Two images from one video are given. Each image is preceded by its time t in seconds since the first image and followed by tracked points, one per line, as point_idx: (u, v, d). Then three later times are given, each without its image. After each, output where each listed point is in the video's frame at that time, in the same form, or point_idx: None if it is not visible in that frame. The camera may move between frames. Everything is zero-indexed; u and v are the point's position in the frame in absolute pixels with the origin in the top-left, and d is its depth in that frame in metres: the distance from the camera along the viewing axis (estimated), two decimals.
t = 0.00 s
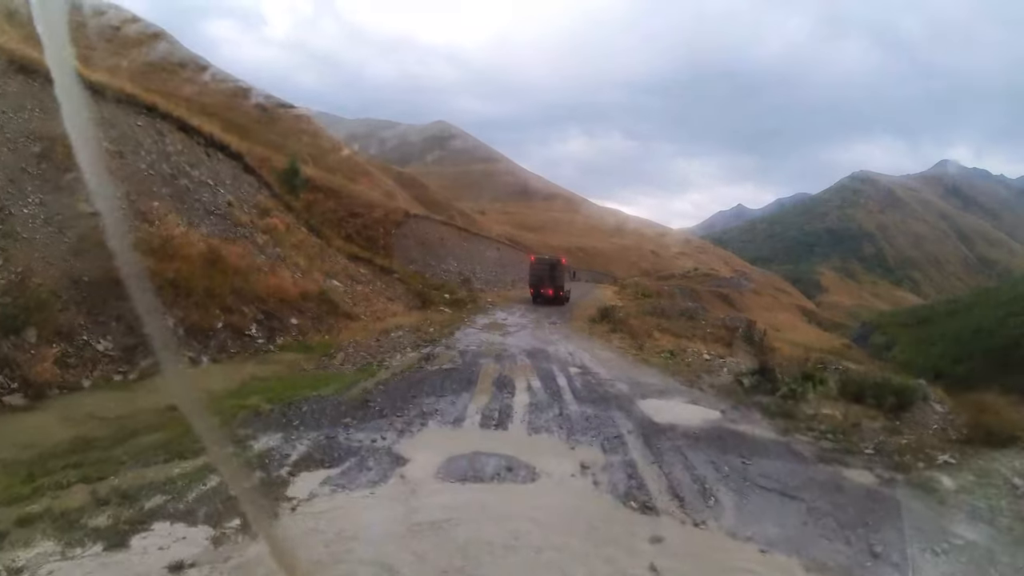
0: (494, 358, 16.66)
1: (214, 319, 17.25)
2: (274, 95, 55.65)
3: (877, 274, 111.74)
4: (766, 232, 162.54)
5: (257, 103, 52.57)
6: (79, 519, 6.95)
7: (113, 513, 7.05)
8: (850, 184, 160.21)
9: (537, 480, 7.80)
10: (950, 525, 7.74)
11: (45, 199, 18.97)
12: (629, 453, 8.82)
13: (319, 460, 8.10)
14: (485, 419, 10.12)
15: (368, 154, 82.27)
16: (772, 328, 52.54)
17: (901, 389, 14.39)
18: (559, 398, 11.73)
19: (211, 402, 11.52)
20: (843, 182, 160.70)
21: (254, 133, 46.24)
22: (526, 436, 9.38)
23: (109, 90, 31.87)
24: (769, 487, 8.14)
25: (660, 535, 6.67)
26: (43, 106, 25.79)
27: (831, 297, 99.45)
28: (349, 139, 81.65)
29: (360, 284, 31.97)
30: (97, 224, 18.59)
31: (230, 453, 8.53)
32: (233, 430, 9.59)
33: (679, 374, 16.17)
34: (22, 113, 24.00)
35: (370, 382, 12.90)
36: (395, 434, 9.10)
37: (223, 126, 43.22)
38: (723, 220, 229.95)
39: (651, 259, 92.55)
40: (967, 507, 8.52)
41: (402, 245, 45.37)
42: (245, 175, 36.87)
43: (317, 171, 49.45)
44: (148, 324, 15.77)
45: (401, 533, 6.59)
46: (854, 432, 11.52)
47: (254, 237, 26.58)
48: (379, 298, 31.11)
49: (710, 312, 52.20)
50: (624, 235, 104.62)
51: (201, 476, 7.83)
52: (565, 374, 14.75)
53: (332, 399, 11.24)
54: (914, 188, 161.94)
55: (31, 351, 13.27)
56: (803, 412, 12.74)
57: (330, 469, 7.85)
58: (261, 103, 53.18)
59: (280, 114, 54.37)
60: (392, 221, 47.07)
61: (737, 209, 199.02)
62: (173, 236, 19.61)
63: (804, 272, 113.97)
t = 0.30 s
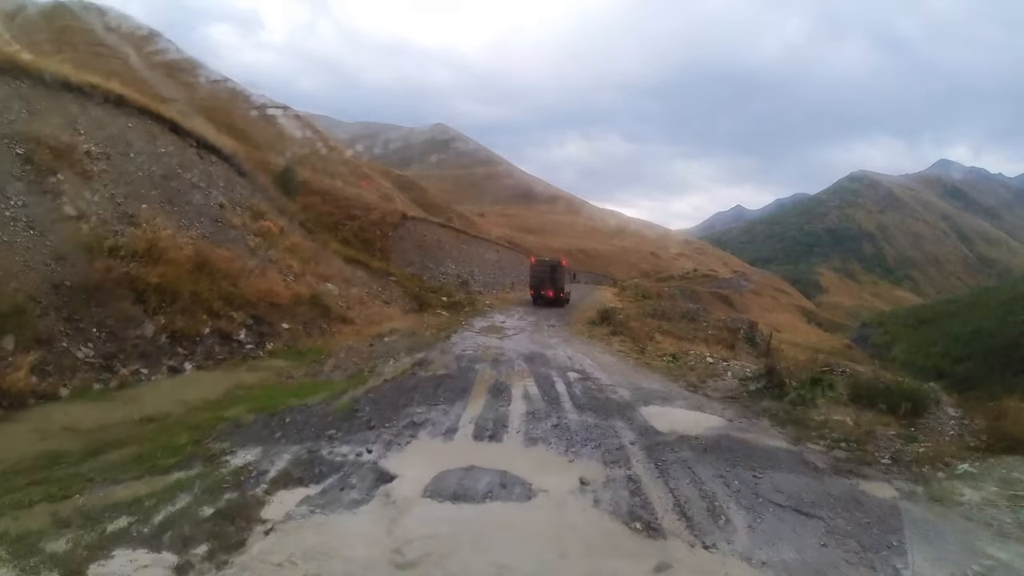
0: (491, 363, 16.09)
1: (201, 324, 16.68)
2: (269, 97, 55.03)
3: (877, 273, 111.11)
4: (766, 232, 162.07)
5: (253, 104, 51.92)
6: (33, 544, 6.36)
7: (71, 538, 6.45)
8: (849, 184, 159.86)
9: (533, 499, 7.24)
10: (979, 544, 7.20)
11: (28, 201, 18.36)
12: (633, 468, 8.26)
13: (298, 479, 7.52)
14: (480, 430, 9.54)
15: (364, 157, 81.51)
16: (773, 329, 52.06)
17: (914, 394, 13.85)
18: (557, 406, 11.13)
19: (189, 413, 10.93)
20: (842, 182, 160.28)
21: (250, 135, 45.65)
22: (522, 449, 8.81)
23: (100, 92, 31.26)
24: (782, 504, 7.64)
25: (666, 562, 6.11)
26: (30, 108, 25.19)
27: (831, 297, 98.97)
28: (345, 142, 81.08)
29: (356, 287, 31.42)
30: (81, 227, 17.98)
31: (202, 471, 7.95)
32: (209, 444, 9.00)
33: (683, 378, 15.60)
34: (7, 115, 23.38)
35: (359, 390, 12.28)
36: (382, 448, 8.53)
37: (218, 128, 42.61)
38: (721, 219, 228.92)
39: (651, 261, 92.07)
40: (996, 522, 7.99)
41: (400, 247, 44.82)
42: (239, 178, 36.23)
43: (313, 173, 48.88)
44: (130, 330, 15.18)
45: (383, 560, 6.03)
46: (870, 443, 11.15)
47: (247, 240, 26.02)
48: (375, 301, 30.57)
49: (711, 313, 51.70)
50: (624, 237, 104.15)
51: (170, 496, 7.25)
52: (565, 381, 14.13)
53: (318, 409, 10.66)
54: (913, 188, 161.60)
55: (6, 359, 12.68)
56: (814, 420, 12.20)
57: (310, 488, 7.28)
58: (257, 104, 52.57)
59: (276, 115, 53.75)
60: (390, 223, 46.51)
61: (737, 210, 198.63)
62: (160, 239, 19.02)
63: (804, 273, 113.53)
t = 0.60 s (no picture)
0: (490, 368, 15.48)
1: (189, 329, 16.06)
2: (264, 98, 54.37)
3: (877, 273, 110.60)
4: (765, 233, 161.62)
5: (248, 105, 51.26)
6: None
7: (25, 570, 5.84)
8: (847, 184, 159.57)
9: (536, 521, 6.65)
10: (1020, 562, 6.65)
11: (9, 202, 17.71)
12: (642, 484, 7.68)
13: (279, 501, 6.93)
14: (478, 442, 8.94)
15: (361, 159, 80.77)
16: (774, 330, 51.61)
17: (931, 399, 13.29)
18: (559, 415, 10.52)
19: (171, 426, 10.33)
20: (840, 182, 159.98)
21: (244, 136, 45.01)
22: (524, 463, 8.22)
23: (89, 94, 30.61)
24: (806, 524, 7.07)
25: None
26: (16, 108, 24.55)
27: (831, 297, 98.41)
28: (341, 145, 80.52)
29: (352, 290, 30.82)
30: (65, 228, 17.34)
31: (176, 492, 7.34)
32: (187, 461, 8.40)
33: (691, 383, 15.00)
34: None
35: (351, 399, 11.65)
36: (372, 465, 7.92)
37: (212, 129, 41.94)
38: (720, 220, 228.46)
39: (649, 262, 91.63)
40: None
41: (397, 249, 44.24)
42: (233, 180, 35.63)
43: (309, 175, 48.26)
44: (113, 336, 14.57)
45: None
46: (891, 452, 10.61)
47: (239, 242, 25.43)
48: (371, 305, 29.99)
49: (711, 314, 51.23)
50: (622, 239, 103.71)
51: (138, 520, 6.64)
52: (567, 387, 13.54)
53: (306, 420, 10.03)
54: (911, 188, 161.42)
55: None
56: (830, 428, 11.63)
57: (291, 511, 6.69)
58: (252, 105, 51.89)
59: (271, 116, 53.06)
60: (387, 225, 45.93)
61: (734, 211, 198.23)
62: (146, 241, 18.39)
63: (803, 273, 113.13)
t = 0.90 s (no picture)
0: (491, 377, 14.84)
1: (177, 337, 15.43)
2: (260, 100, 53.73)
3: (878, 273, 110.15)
4: (765, 235, 161.05)
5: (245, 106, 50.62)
6: None
7: None
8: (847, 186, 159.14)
9: (542, 556, 6.02)
10: None
11: None
12: (656, 512, 7.04)
13: (257, 534, 6.29)
14: (477, 462, 8.31)
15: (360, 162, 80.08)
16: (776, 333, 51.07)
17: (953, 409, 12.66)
18: (564, 431, 9.85)
19: (149, 448, 9.69)
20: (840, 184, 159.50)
21: (241, 138, 44.36)
22: (528, 487, 7.58)
23: (81, 95, 29.95)
24: (840, 557, 6.45)
25: None
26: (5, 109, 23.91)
27: (832, 300, 97.94)
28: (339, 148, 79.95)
29: (350, 295, 30.21)
30: (50, 232, 16.71)
31: (147, 523, 6.70)
32: (163, 486, 7.79)
33: (700, 393, 14.35)
34: None
35: (343, 413, 10.98)
36: (362, 491, 7.29)
37: (208, 130, 41.30)
38: (720, 222, 227.67)
39: (649, 265, 91.10)
40: None
41: (396, 253, 43.61)
42: (229, 182, 34.99)
43: (307, 177, 47.64)
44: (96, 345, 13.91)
45: None
46: (919, 470, 9.98)
47: (233, 245, 24.79)
48: (370, 310, 29.37)
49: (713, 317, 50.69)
50: (621, 242, 103.16)
51: (102, 556, 6.01)
52: (572, 398, 12.89)
53: (294, 438, 9.38)
54: (910, 190, 161.08)
55: None
56: (850, 443, 11.00)
57: (271, 547, 6.05)
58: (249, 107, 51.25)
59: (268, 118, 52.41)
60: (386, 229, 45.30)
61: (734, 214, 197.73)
62: (135, 245, 17.77)
63: (804, 275, 112.61)
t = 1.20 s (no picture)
0: (491, 390, 14.15)
1: (162, 346, 14.75)
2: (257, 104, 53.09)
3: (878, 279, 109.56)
4: (765, 241, 160.45)
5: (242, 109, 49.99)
6: None
7: None
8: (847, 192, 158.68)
9: None
10: None
11: None
12: (673, 548, 6.34)
13: None
14: (475, 488, 7.62)
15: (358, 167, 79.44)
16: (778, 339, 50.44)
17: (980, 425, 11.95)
18: (570, 451, 9.17)
19: (122, 472, 9.01)
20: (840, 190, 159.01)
21: (238, 142, 43.69)
22: (531, 518, 6.89)
23: (72, 96, 29.28)
24: None
25: None
26: None
27: (832, 305, 97.39)
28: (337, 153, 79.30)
29: (347, 301, 29.53)
30: (32, 235, 16.03)
31: (108, 559, 6.04)
32: (130, 516, 7.12)
33: (712, 406, 13.65)
34: None
35: (333, 431, 10.30)
36: (349, 523, 6.60)
37: (204, 133, 40.65)
38: (719, 229, 227.06)
39: (649, 271, 90.48)
40: None
41: (394, 258, 42.93)
42: (224, 186, 34.32)
43: (305, 181, 46.98)
44: (76, 355, 13.23)
45: None
46: (950, 493, 9.29)
47: (225, 250, 24.12)
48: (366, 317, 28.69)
49: (714, 323, 50.03)
50: (620, 248, 102.55)
51: None
52: (576, 412, 12.20)
53: (277, 461, 8.72)
54: (910, 196, 160.70)
55: None
56: (874, 464, 10.30)
57: None
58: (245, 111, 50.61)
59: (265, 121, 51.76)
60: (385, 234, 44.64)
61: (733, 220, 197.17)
62: (120, 249, 17.09)
63: (804, 282, 112.06)
